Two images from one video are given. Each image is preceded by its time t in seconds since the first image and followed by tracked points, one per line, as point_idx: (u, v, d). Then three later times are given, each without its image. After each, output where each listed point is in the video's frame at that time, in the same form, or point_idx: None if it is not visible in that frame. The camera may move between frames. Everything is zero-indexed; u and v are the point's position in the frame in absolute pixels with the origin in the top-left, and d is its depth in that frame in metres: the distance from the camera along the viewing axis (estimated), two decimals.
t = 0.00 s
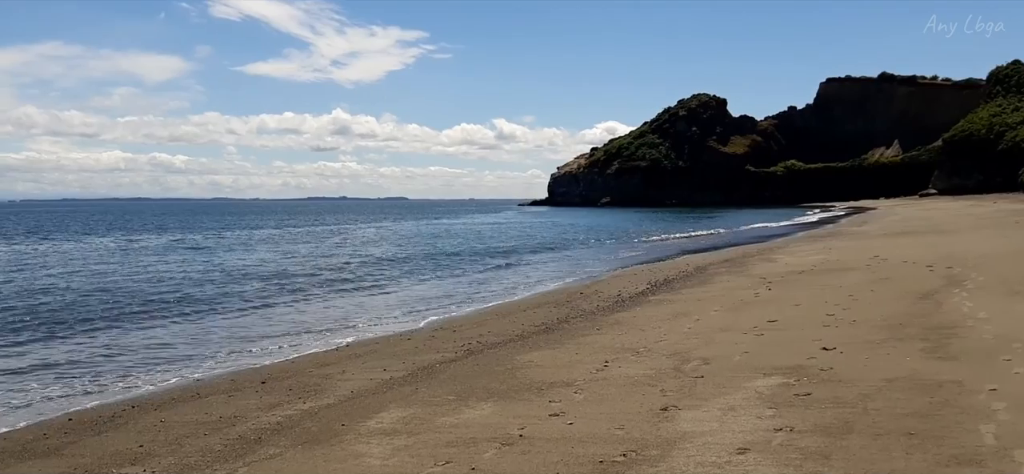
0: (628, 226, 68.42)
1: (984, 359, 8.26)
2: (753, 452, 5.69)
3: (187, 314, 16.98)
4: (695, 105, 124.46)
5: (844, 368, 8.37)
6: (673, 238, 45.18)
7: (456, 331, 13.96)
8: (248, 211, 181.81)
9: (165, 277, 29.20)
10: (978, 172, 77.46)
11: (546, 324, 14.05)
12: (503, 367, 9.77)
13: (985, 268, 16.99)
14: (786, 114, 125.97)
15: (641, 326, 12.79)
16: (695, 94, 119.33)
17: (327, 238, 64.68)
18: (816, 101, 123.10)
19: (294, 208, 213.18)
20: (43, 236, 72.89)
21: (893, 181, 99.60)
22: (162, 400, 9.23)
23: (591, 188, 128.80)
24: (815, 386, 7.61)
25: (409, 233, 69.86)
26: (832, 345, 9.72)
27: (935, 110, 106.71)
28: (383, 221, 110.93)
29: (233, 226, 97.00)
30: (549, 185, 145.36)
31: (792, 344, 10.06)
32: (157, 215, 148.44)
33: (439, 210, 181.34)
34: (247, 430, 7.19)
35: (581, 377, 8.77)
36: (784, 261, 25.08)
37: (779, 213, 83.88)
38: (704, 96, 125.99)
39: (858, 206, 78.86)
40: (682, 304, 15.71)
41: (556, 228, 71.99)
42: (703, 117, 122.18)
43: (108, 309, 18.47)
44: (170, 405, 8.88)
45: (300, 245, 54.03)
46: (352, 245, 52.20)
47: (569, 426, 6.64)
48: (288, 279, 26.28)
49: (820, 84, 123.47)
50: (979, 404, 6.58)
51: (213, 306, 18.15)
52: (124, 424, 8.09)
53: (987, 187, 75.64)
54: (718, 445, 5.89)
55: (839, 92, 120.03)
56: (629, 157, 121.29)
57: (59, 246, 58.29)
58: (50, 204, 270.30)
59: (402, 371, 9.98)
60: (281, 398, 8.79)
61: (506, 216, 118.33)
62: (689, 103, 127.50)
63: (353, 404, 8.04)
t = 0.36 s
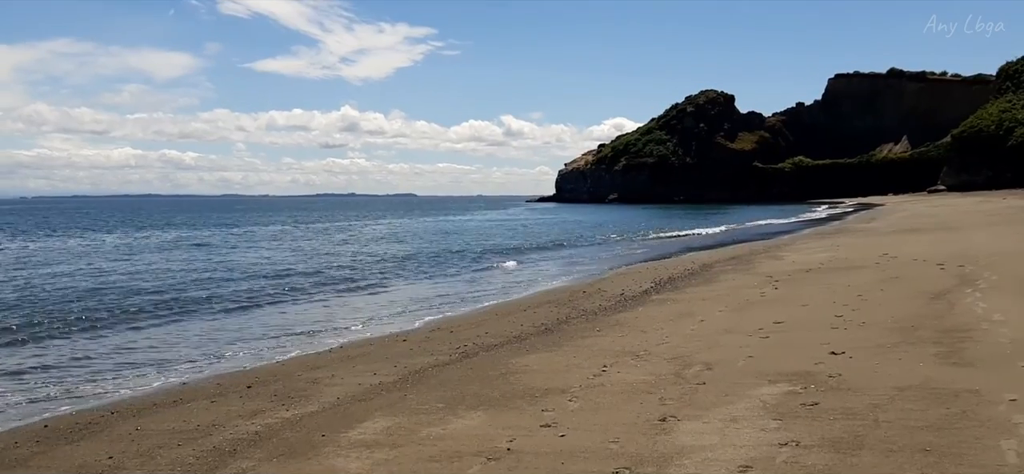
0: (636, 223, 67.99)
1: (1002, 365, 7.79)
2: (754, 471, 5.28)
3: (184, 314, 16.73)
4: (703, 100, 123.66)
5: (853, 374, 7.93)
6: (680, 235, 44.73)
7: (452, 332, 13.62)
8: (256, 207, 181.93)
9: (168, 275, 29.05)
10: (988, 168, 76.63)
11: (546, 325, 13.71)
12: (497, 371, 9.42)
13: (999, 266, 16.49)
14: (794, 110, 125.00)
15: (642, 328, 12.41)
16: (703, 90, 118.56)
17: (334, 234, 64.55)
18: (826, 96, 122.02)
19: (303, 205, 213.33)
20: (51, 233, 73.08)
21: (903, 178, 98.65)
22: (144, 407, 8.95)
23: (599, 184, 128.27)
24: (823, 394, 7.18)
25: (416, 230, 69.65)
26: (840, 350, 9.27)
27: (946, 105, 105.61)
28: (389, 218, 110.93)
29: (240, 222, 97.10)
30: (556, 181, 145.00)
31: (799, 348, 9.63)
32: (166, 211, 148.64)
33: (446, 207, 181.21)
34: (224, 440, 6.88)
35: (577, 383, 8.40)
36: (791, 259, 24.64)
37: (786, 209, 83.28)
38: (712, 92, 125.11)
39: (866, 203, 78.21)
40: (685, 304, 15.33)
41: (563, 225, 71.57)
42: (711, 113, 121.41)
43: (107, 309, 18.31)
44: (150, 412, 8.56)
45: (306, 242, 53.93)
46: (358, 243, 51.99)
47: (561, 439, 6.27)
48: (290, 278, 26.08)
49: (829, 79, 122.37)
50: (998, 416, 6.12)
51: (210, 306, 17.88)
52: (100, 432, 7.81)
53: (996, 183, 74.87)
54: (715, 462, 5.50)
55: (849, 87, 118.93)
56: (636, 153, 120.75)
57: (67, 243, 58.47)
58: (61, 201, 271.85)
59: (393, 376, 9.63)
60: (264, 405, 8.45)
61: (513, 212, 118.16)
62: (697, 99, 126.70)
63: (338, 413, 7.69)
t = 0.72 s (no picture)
0: (636, 220, 67.61)
1: (1010, 373, 7.41)
2: None
3: (169, 318, 16.30)
4: (703, 97, 123.11)
5: (853, 381, 7.57)
6: (679, 232, 44.35)
7: (441, 334, 13.25)
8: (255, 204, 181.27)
9: (160, 275, 28.63)
10: (990, 164, 76.25)
11: (538, 327, 13.34)
12: (483, 378, 9.06)
13: (1002, 265, 16.13)
14: (795, 106, 124.49)
15: (636, 330, 12.04)
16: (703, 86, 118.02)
17: (331, 232, 64.13)
18: (826, 92, 121.47)
19: (302, 202, 212.79)
20: (47, 230, 72.60)
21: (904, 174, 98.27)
22: (115, 415, 8.62)
23: (599, 181, 127.78)
24: (822, 404, 6.81)
25: (414, 227, 69.22)
26: (840, 354, 8.90)
27: (947, 101, 105.13)
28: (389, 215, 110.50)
29: (237, 219, 96.54)
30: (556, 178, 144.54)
31: (796, 353, 9.27)
32: (165, 208, 148.11)
33: (446, 203, 180.68)
34: (189, 454, 6.54)
35: (564, 390, 8.03)
36: (790, 257, 24.30)
37: (787, 206, 82.90)
38: (713, 88, 124.55)
39: (867, 199, 77.87)
40: (682, 304, 14.97)
41: (562, 221, 71.17)
42: (711, 109, 120.92)
43: (93, 310, 17.98)
44: (118, 422, 8.22)
45: (303, 239, 53.49)
46: (355, 240, 51.58)
47: (543, 453, 5.92)
48: (284, 278, 25.71)
49: (830, 75, 121.81)
50: (1009, 430, 5.75)
51: (195, 307, 17.46)
52: (63, 443, 7.48)
53: (999, 179, 74.52)
54: None
55: (849, 83, 118.37)
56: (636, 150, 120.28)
57: (61, 240, 58.01)
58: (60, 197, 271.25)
59: (375, 382, 9.29)
60: (238, 414, 8.15)
61: (512, 209, 117.76)
62: (697, 95, 126.17)
63: (312, 423, 7.34)
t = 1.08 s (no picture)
0: (638, 217, 67.11)
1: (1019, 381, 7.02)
2: None
3: (156, 321, 15.99)
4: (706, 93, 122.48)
5: (852, 389, 7.20)
6: (680, 229, 43.99)
7: (431, 337, 12.88)
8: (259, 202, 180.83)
9: (155, 275, 28.32)
10: (994, 160, 75.78)
11: (530, 329, 12.95)
12: (468, 383, 8.73)
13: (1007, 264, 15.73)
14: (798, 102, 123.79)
15: (630, 333, 11.66)
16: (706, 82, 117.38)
17: (332, 230, 63.66)
18: (829, 88, 120.72)
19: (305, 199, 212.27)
20: (47, 228, 72.19)
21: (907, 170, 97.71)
22: (83, 426, 8.30)
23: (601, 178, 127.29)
24: (818, 415, 6.46)
25: (415, 225, 68.75)
26: (839, 360, 8.52)
27: (950, 97, 104.42)
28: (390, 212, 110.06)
29: (238, 217, 96.12)
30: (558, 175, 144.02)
31: (794, 357, 8.88)
32: (168, 206, 147.60)
33: (448, 201, 180.17)
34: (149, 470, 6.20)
35: (550, 398, 7.69)
36: (792, 255, 23.90)
37: (789, 203, 82.40)
38: (715, 84, 123.90)
39: (870, 195, 77.36)
40: (679, 305, 14.58)
41: (564, 219, 70.66)
42: (714, 106, 120.31)
43: (81, 314, 17.65)
44: (84, 432, 7.91)
45: (303, 238, 53.07)
46: (356, 239, 51.20)
47: (520, 470, 5.57)
48: (279, 278, 25.33)
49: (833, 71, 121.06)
50: (1018, 445, 5.40)
51: (183, 309, 17.13)
52: (24, 455, 7.15)
53: (1003, 175, 74.04)
54: None
55: (852, 79, 117.62)
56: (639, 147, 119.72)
57: (63, 238, 57.93)
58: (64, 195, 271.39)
59: (356, 389, 8.95)
60: (209, 424, 7.86)
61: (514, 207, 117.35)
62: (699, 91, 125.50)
63: (283, 435, 7.01)
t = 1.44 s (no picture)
0: (640, 215, 66.73)
1: None
2: None
3: (144, 324, 15.69)
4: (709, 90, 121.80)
5: (853, 395, 6.83)
6: (682, 227, 43.61)
7: (422, 338, 12.55)
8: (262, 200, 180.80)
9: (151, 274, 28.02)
10: (996, 156, 75.33)
11: (524, 329, 12.62)
12: (453, 388, 8.39)
13: (1012, 262, 15.33)
14: (800, 99, 123.14)
15: (625, 334, 11.33)
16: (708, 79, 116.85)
17: (332, 228, 63.35)
18: (832, 85, 120.04)
19: (308, 197, 212.18)
20: (48, 226, 72.07)
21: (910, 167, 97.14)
22: (51, 433, 8.01)
23: (603, 176, 126.84)
24: (819, 424, 6.08)
25: (416, 223, 68.39)
26: (839, 364, 8.12)
27: (954, 94, 103.71)
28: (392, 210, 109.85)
29: (240, 215, 95.94)
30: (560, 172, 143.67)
31: (793, 360, 8.51)
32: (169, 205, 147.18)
33: (451, 198, 179.79)
34: None
35: (536, 404, 7.35)
36: (793, 253, 23.54)
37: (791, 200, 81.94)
38: (718, 81, 123.22)
39: (872, 192, 76.82)
40: (676, 305, 14.22)
41: (565, 217, 70.26)
42: (716, 103, 119.72)
43: (72, 316, 17.39)
44: (51, 439, 7.62)
45: (302, 236, 52.70)
46: (355, 237, 50.86)
47: None
48: (275, 278, 25.02)
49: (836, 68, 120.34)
50: None
51: (174, 311, 16.86)
52: None
53: (1006, 172, 73.55)
54: None
55: (856, 76, 116.90)
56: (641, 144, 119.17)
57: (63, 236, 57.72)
58: (69, 193, 272.19)
59: (337, 396, 8.64)
60: (181, 431, 7.59)
61: (516, 204, 117.05)
62: (702, 89, 124.95)
63: (253, 445, 6.69)
